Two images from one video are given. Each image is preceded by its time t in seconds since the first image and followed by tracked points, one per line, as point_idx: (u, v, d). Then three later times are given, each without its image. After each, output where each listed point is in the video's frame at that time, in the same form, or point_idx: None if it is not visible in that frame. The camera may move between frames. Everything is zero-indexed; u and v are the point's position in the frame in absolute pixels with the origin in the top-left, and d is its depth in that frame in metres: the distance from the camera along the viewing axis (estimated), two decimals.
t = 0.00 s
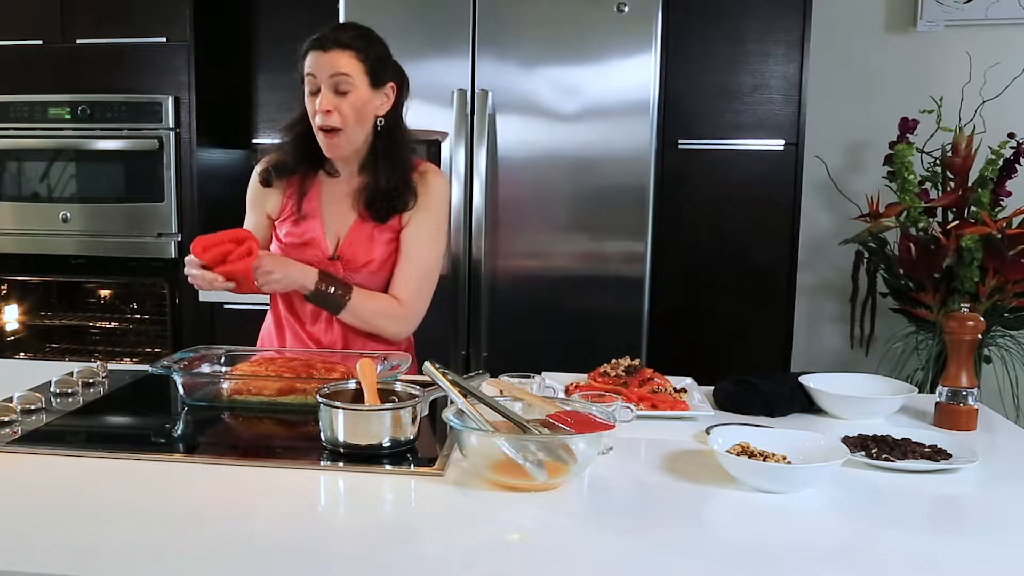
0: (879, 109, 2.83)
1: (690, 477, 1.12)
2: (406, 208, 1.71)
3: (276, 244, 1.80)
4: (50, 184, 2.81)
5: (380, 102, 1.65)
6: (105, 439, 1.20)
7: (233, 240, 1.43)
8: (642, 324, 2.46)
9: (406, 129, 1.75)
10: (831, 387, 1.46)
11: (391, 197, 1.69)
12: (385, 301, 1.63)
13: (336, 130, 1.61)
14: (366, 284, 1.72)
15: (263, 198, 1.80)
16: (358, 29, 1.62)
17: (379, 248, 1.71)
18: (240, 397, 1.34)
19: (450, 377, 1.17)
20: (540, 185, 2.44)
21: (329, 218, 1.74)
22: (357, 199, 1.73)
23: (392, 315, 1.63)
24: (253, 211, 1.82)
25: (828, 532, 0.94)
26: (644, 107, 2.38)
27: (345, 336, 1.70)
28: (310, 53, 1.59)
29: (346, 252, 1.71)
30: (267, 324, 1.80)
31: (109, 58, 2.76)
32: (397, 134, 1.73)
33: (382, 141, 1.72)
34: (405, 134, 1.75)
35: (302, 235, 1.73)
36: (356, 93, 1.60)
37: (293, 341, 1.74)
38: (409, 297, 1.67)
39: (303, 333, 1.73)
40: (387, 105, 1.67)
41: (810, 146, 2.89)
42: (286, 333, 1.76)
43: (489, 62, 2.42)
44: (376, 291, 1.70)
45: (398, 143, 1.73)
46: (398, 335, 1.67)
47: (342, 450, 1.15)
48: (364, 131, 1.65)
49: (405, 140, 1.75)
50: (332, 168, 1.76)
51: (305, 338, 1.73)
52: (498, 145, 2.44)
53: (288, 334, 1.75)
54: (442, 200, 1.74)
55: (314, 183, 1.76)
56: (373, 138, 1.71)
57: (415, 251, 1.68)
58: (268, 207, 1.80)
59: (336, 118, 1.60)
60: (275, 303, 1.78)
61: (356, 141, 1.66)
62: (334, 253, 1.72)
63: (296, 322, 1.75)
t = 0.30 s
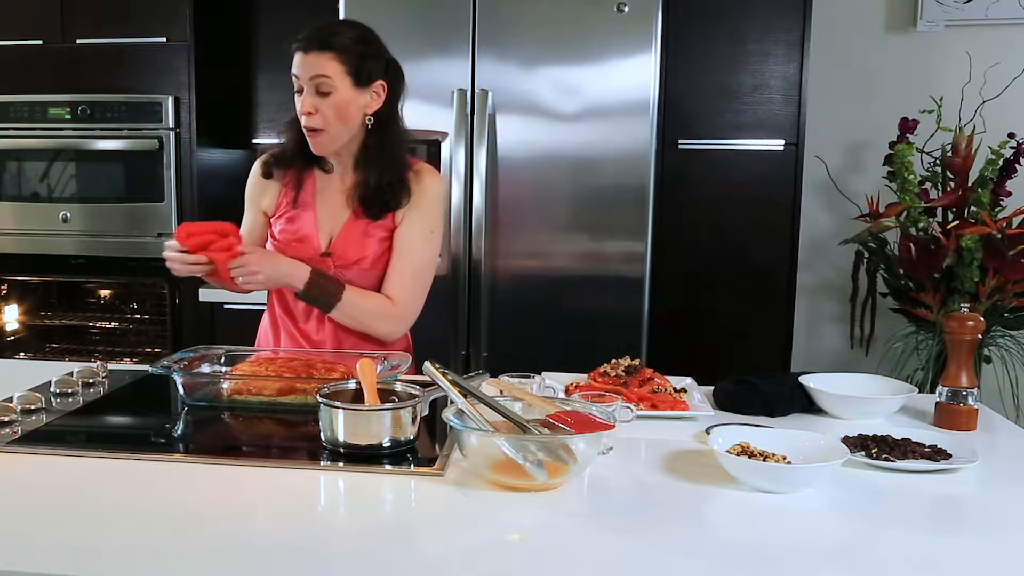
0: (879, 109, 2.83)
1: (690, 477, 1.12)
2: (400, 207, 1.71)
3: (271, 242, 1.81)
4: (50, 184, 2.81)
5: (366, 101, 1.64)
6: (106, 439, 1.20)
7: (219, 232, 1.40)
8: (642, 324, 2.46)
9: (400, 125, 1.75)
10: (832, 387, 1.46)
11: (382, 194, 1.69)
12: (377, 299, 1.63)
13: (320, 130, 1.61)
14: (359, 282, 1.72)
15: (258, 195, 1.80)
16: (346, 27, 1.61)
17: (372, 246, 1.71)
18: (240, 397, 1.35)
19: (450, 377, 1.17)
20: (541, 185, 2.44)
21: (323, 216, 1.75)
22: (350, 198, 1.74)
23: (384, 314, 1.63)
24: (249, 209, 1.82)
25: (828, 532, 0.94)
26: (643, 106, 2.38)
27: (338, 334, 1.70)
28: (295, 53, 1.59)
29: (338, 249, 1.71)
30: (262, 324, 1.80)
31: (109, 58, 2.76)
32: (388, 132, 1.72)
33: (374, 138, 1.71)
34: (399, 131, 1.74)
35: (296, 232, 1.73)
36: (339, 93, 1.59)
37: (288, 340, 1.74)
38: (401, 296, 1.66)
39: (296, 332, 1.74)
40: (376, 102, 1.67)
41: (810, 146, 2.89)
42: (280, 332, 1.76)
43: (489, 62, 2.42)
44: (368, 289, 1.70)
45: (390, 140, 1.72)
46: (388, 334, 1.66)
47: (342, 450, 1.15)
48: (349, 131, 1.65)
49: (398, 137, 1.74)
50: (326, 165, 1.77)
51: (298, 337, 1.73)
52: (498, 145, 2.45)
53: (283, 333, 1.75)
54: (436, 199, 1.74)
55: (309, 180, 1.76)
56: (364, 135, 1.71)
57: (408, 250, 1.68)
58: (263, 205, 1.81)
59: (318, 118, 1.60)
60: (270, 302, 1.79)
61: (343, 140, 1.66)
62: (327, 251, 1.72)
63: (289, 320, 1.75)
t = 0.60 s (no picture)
0: (879, 109, 2.83)
1: (690, 477, 1.12)
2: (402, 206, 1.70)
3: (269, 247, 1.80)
4: (50, 184, 2.81)
5: (368, 99, 1.66)
6: (105, 439, 1.20)
7: (73, 273, 1.35)
8: (642, 324, 2.46)
9: (399, 124, 1.76)
10: (832, 387, 1.46)
11: (383, 192, 1.69)
12: (386, 300, 1.62)
13: (324, 128, 1.62)
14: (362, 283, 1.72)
15: (254, 198, 1.78)
16: (348, 27, 1.62)
17: (374, 246, 1.71)
18: (240, 397, 1.35)
19: (450, 377, 1.17)
20: (541, 185, 2.44)
21: (324, 217, 1.74)
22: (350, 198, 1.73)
23: (394, 314, 1.62)
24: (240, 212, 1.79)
25: (828, 532, 0.94)
26: (644, 107, 2.38)
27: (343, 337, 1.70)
28: (298, 52, 1.60)
29: (341, 251, 1.70)
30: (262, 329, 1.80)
31: (109, 58, 2.76)
32: (389, 130, 1.73)
33: (373, 137, 1.72)
34: (399, 129, 1.76)
35: (298, 236, 1.73)
36: (344, 91, 1.60)
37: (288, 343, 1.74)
38: (410, 295, 1.65)
39: (298, 336, 1.73)
40: (377, 100, 1.68)
41: (810, 146, 2.89)
42: (281, 337, 1.76)
43: (489, 63, 2.42)
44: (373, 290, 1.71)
45: (391, 138, 1.73)
46: (405, 334, 1.66)
47: (342, 450, 1.15)
48: (353, 129, 1.66)
49: (397, 135, 1.75)
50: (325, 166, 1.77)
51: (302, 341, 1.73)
52: (498, 144, 2.44)
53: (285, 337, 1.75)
54: (436, 196, 1.74)
55: (308, 182, 1.76)
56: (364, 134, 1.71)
57: (412, 248, 1.68)
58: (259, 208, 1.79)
59: (323, 116, 1.60)
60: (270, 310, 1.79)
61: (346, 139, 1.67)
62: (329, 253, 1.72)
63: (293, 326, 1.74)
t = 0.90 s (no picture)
0: (879, 109, 2.83)
1: (690, 477, 1.12)
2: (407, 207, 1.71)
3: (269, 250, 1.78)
4: (50, 184, 2.81)
5: (373, 101, 1.66)
6: (106, 439, 1.20)
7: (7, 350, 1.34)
8: (642, 324, 2.46)
9: (400, 125, 1.76)
10: (832, 387, 1.46)
11: (388, 193, 1.69)
12: (399, 301, 1.62)
13: (331, 131, 1.61)
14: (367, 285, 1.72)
15: (252, 199, 1.74)
16: (351, 28, 1.62)
17: (378, 247, 1.71)
18: (240, 397, 1.35)
19: (450, 377, 1.17)
20: (540, 185, 2.44)
21: (327, 220, 1.74)
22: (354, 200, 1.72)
23: (406, 314, 1.61)
24: (233, 209, 1.74)
25: (829, 532, 0.94)
26: (644, 107, 2.38)
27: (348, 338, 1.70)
28: (302, 54, 1.59)
29: (346, 254, 1.70)
30: (261, 332, 1.79)
31: (109, 58, 2.76)
32: (391, 132, 1.73)
33: (376, 139, 1.72)
34: (400, 130, 1.76)
35: (303, 241, 1.73)
36: (350, 94, 1.60)
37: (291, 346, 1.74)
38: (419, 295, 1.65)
39: (301, 338, 1.73)
40: (381, 102, 1.68)
41: (810, 146, 2.89)
42: (283, 341, 1.75)
43: (490, 63, 2.42)
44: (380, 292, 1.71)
45: (393, 139, 1.73)
46: (414, 334, 1.65)
47: (342, 450, 1.15)
48: (358, 132, 1.65)
49: (399, 136, 1.75)
50: (326, 169, 1.76)
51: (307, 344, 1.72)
52: (498, 145, 2.44)
53: (286, 340, 1.75)
54: (437, 197, 1.75)
55: (310, 185, 1.75)
56: (367, 135, 1.71)
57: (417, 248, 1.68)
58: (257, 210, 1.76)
59: (330, 120, 1.60)
60: (270, 313, 1.78)
61: (352, 142, 1.66)
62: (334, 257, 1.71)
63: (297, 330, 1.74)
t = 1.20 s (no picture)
0: (879, 109, 2.83)
1: (690, 477, 1.12)
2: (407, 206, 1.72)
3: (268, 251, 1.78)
4: (50, 184, 2.81)
5: (375, 102, 1.66)
6: (105, 438, 1.20)
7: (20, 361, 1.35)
8: (642, 324, 2.46)
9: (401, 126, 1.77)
10: (832, 387, 1.46)
11: (389, 193, 1.70)
12: (397, 300, 1.62)
13: (333, 132, 1.61)
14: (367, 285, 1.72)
15: (253, 200, 1.74)
16: (355, 29, 1.62)
17: (378, 248, 1.71)
18: (239, 397, 1.35)
19: (450, 377, 1.17)
20: (539, 186, 2.44)
21: (327, 221, 1.74)
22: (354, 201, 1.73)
23: (402, 313, 1.62)
24: (234, 212, 1.74)
25: (829, 532, 0.94)
26: (644, 107, 2.38)
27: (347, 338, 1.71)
28: (305, 55, 1.59)
29: (345, 255, 1.70)
30: (260, 331, 1.79)
31: (109, 58, 2.76)
32: (392, 133, 1.74)
33: (377, 139, 1.72)
34: (401, 131, 1.76)
35: (302, 241, 1.73)
36: (353, 94, 1.60)
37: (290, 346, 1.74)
38: (417, 294, 1.66)
39: (299, 338, 1.73)
40: (383, 103, 1.68)
41: (810, 146, 2.89)
42: (282, 340, 1.75)
43: (490, 63, 2.42)
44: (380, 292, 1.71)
45: (395, 140, 1.74)
46: (408, 333, 1.66)
47: (342, 450, 1.15)
48: (361, 132, 1.66)
49: (400, 138, 1.76)
50: (327, 169, 1.76)
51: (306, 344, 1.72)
52: (498, 145, 2.45)
53: (284, 339, 1.75)
54: (438, 199, 1.76)
55: (311, 185, 1.75)
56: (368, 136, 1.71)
57: (417, 249, 1.68)
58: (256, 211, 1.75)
59: (333, 120, 1.60)
60: (268, 313, 1.78)
61: (354, 143, 1.66)
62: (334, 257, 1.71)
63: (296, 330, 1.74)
